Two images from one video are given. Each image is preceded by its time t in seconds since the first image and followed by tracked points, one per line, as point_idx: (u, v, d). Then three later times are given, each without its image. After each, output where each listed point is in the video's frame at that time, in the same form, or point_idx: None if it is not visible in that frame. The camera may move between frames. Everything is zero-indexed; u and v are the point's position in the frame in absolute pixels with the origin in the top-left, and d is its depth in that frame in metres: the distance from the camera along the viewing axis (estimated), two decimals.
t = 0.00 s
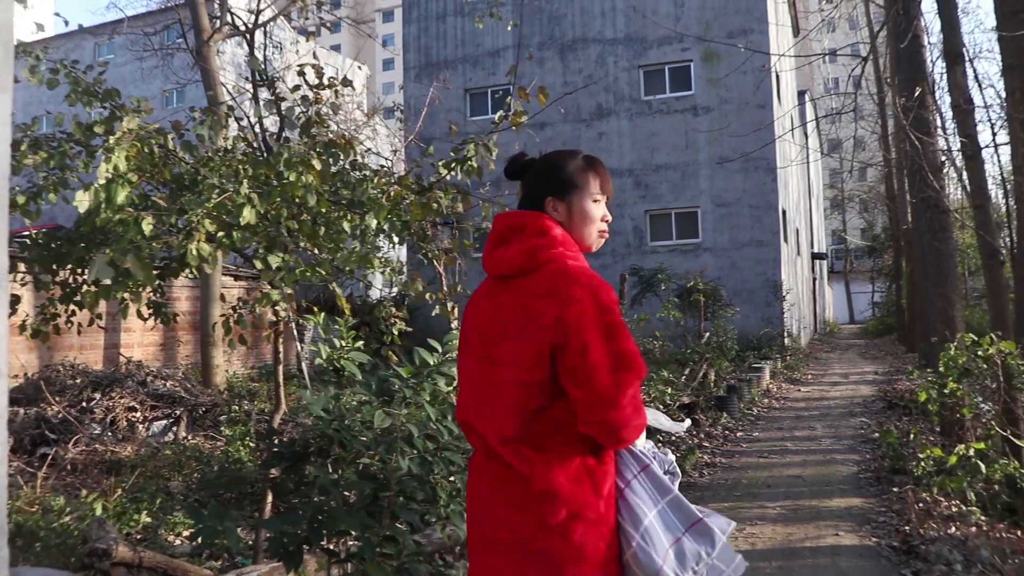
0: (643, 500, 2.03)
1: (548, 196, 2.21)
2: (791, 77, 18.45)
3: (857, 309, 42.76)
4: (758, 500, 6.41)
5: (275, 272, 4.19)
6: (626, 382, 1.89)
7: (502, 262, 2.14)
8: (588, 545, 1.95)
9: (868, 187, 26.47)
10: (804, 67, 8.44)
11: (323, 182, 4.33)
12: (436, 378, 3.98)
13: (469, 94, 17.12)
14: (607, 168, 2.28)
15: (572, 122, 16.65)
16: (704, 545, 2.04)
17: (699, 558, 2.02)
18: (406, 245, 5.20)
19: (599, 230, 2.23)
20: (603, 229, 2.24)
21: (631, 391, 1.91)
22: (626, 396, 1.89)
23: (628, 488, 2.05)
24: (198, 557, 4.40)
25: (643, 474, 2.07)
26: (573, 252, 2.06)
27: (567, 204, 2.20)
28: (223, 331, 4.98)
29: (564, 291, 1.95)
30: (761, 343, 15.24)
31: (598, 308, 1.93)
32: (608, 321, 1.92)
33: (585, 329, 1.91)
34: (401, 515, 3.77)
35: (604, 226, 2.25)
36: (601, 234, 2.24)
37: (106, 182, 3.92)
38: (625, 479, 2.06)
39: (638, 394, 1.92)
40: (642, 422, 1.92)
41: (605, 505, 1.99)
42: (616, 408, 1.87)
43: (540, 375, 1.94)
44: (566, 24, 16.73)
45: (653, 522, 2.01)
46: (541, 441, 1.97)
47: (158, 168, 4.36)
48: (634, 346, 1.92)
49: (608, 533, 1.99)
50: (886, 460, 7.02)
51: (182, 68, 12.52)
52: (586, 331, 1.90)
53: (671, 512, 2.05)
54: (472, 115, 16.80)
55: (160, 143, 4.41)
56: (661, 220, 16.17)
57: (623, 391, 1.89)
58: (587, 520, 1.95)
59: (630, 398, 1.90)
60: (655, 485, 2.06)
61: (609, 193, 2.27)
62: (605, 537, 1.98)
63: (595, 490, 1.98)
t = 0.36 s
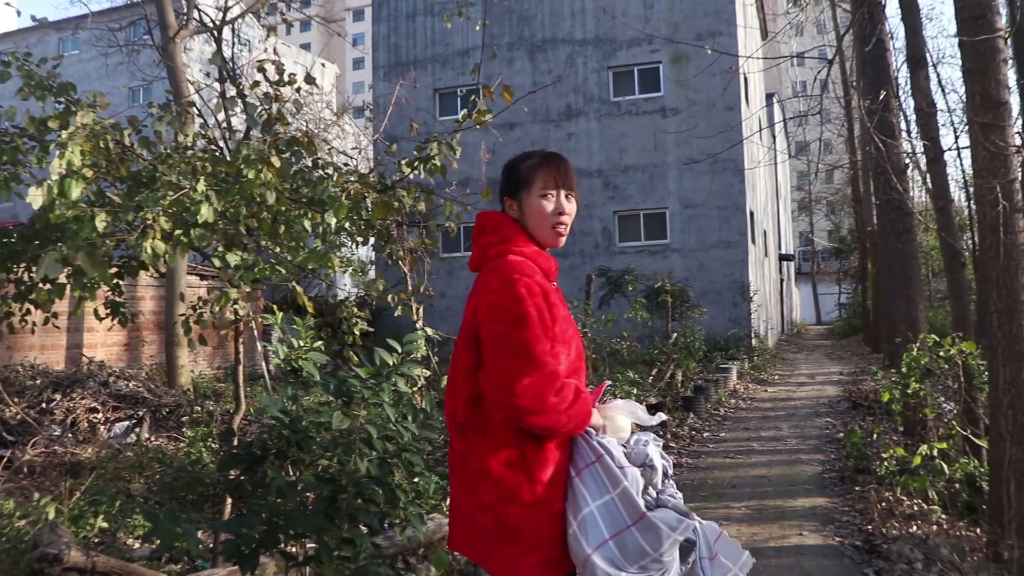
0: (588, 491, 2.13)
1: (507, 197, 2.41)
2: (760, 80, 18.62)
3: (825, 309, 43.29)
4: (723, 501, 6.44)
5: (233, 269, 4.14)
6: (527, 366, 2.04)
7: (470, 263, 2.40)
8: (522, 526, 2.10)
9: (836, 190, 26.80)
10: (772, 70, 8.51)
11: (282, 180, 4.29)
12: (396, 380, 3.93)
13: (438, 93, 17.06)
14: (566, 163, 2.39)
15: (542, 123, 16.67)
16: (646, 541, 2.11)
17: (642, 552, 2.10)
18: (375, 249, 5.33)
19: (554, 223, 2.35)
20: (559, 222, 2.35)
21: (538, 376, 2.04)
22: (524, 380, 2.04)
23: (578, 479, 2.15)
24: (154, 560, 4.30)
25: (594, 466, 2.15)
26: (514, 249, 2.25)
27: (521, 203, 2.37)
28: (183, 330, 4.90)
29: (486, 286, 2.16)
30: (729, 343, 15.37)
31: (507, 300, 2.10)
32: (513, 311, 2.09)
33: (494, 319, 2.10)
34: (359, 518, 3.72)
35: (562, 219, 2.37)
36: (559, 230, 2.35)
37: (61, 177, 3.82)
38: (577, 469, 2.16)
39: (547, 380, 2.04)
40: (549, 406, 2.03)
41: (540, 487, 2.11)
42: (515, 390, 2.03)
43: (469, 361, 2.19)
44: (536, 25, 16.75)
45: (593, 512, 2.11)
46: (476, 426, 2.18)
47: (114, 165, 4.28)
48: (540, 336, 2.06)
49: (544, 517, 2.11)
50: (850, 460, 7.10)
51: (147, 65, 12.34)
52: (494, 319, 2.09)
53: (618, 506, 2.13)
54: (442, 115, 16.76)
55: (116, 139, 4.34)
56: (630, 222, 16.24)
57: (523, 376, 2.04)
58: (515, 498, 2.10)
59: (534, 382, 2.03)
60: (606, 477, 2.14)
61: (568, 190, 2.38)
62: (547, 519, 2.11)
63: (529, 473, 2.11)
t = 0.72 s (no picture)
0: (548, 487, 2.09)
1: (487, 196, 2.42)
2: (740, 82, 18.72)
3: (805, 310, 43.64)
4: (704, 501, 6.45)
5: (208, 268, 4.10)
6: (466, 358, 2.02)
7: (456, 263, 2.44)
8: (482, 518, 2.10)
9: (817, 192, 26.99)
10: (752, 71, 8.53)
11: (257, 178, 4.24)
12: (372, 380, 3.87)
13: (420, 93, 17.03)
14: (541, 160, 2.36)
15: (523, 123, 16.68)
16: (600, 540, 2.06)
17: (597, 552, 2.06)
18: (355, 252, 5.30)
19: (528, 220, 2.32)
20: (532, 219, 2.32)
21: (479, 369, 2.01)
22: (467, 370, 2.02)
23: (542, 474, 2.11)
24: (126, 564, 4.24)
25: (559, 462, 2.10)
26: (480, 246, 2.25)
27: (496, 201, 2.37)
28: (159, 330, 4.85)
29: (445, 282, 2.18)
30: (710, 344, 15.42)
31: (460, 293, 2.10)
32: (463, 303, 2.08)
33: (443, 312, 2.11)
34: (334, 520, 3.67)
35: (537, 216, 2.33)
36: (533, 227, 2.32)
37: (30, 174, 3.71)
38: (543, 465, 2.12)
39: (489, 373, 2.01)
40: (493, 398, 1.99)
41: (498, 483, 2.09)
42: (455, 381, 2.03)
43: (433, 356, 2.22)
44: (518, 25, 16.75)
45: (549, 509, 2.07)
46: (442, 420, 2.19)
47: (86, 162, 4.20)
48: (481, 329, 2.04)
49: (503, 512, 2.09)
50: (830, 460, 7.14)
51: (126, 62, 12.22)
52: (441, 313, 2.11)
53: (576, 504, 2.08)
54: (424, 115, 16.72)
55: (88, 136, 4.26)
56: (612, 222, 16.27)
57: (466, 368, 2.02)
58: (472, 492, 2.10)
59: (476, 375, 2.01)
60: (567, 475, 2.08)
61: (543, 186, 2.34)
62: (509, 513, 2.09)
63: (486, 469, 2.09)
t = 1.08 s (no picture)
0: (527, 492, 2.05)
1: (482, 196, 2.41)
2: (733, 82, 18.75)
3: (796, 310, 43.78)
4: (697, 501, 6.44)
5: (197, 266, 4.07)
6: (446, 358, 2.01)
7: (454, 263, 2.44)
8: (468, 519, 2.08)
9: (809, 192, 27.06)
10: (746, 70, 8.53)
11: (248, 177, 4.20)
12: (363, 381, 3.82)
13: (412, 93, 16.99)
14: (533, 158, 2.33)
15: (516, 123, 16.67)
16: (567, 552, 1.98)
17: (562, 564, 1.98)
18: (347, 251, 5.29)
19: (520, 219, 2.30)
20: (524, 218, 2.30)
21: (459, 371, 2.00)
22: (447, 372, 2.01)
23: (525, 477, 2.07)
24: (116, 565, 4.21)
25: (541, 466, 2.06)
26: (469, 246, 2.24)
27: (488, 200, 2.36)
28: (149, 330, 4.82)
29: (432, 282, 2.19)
30: (702, 344, 15.43)
31: (443, 293, 2.09)
32: (445, 303, 2.07)
33: (427, 313, 2.10)
34: (325, 521, 3.64)
35: (528, 215, 2.30)
36: (525, 225, 2.30)
37: (16, 173, 3.64)
38: (527, 468, 2.08)
39: (468, 374, 1.99)
40: (474, 399, 1.97)
41: (484, 485, 2.07)
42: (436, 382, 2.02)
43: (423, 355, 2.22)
44: (510, 25, 16.74)
45: (524, 514, 2.03)
46: (432, 419, 2.19)
47: (74, 161, 4.16)
48: (460, 330, 2.03)
49: (487, 514, 2.07)
50: (823, 460, 7.14)
51: (116, 61, 12.15)
52: (425, 313, 2.10)
53: (549, 511, 2.01)
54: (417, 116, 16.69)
55: (77, 134, 4.22)
56: (604, 223, 16.27)
57: (446, 369, 2.01)
58: (459, 493, 2.09)
59: (456, 376, 1.99)
60: (546, 480, 2.03)
61: (535, 184, 2.32)
62: (493, 515, 2.07)
63: (472, 471, 2.08)
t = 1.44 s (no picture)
0: (525, 494, 2.03)
1: (480, 193, 2.39)
2: (730, 82, 18.75)
3: (794, 310, 43.79)
4: (695, 501, 6.43)
5: (190, 265, 4.05)
6: (436, 362, 2.00)
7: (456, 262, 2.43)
8: (467, 522, 2.08)
9: (806, 192, 27.08)
10: (743, 69, 8.51)
11: (242, 176, 4.18)
12: (358, 380, 3.80)
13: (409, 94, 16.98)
14: (529, 152, 2.30)
15: (513, 123, 16.66)
16: (565, 558, 1.96)
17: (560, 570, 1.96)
18: (343, 250, 5.27)
19: (516, 215, 2.28)
20: (520, 214, 2.28)
21: (448, 374, 1.99)
22: (437, 375, 2.00)
23: (525, 480, 2.05)
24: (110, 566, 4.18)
25: (539, 470, 2.04)
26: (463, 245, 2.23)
27: (485, 198, 2.34)
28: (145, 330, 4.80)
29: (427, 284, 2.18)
30: (700, 344, 15.43)
31: (434, 295, 2.08)
32: (435, 306, 2.06)
33: (418, 316, 2.10)
34: (321, 523, 3.61)
35: (524, 211, 2.28)
36: (520, 223, 2.28)
37: (8, 171, 3.62)
38: (528, 471, 2.06)
39: (458, 377, 1.98)
40: (465, 403, 1.96)
41: (481, 489, 2.06)
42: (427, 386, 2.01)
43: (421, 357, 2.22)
44: (507, 25, 16.74)
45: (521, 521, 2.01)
46: (431, 420, 2.19)
47: (67, 159, 4.15)
48: (450, 332, 2.01)
49: (486, 518, 2.06)
50: (821, 460, 7.12)
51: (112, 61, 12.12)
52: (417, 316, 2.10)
53: (547, 516, 1.99)
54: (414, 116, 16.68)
55: (70, 132, 4.21)
56: (601, 223, 16.26)
57: (436, 373, 2.00)
58: (458, 496, 2.09)
59: (447, 379, 1.98)
60: (544, 485, 2.01)
61: (531, 180, 2.28)
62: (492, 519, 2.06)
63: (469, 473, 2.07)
